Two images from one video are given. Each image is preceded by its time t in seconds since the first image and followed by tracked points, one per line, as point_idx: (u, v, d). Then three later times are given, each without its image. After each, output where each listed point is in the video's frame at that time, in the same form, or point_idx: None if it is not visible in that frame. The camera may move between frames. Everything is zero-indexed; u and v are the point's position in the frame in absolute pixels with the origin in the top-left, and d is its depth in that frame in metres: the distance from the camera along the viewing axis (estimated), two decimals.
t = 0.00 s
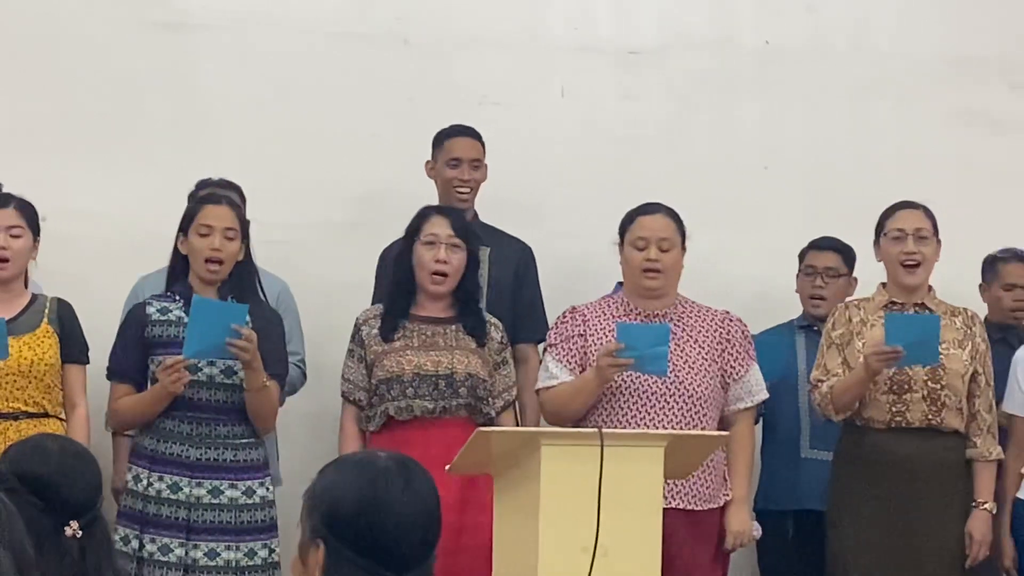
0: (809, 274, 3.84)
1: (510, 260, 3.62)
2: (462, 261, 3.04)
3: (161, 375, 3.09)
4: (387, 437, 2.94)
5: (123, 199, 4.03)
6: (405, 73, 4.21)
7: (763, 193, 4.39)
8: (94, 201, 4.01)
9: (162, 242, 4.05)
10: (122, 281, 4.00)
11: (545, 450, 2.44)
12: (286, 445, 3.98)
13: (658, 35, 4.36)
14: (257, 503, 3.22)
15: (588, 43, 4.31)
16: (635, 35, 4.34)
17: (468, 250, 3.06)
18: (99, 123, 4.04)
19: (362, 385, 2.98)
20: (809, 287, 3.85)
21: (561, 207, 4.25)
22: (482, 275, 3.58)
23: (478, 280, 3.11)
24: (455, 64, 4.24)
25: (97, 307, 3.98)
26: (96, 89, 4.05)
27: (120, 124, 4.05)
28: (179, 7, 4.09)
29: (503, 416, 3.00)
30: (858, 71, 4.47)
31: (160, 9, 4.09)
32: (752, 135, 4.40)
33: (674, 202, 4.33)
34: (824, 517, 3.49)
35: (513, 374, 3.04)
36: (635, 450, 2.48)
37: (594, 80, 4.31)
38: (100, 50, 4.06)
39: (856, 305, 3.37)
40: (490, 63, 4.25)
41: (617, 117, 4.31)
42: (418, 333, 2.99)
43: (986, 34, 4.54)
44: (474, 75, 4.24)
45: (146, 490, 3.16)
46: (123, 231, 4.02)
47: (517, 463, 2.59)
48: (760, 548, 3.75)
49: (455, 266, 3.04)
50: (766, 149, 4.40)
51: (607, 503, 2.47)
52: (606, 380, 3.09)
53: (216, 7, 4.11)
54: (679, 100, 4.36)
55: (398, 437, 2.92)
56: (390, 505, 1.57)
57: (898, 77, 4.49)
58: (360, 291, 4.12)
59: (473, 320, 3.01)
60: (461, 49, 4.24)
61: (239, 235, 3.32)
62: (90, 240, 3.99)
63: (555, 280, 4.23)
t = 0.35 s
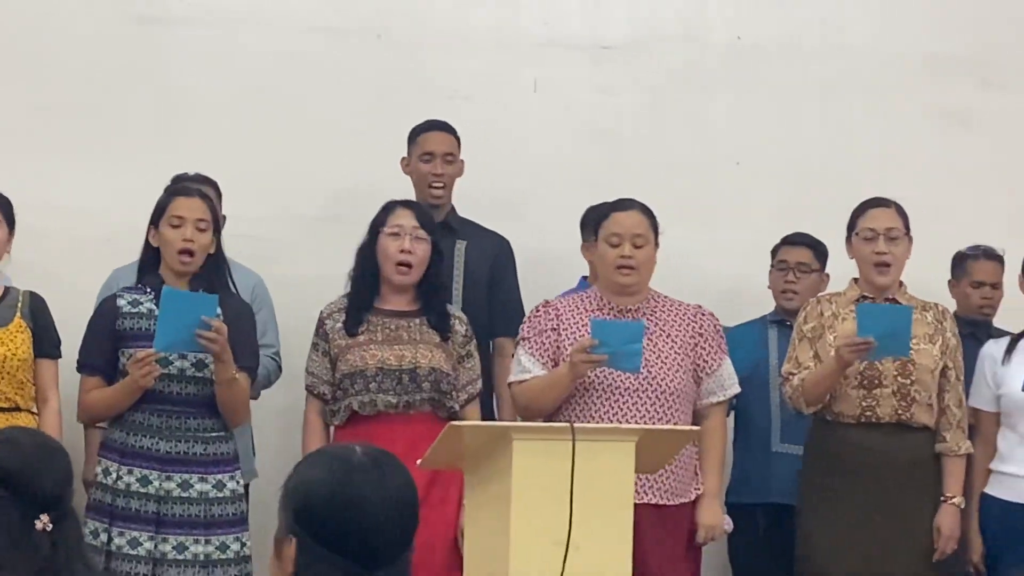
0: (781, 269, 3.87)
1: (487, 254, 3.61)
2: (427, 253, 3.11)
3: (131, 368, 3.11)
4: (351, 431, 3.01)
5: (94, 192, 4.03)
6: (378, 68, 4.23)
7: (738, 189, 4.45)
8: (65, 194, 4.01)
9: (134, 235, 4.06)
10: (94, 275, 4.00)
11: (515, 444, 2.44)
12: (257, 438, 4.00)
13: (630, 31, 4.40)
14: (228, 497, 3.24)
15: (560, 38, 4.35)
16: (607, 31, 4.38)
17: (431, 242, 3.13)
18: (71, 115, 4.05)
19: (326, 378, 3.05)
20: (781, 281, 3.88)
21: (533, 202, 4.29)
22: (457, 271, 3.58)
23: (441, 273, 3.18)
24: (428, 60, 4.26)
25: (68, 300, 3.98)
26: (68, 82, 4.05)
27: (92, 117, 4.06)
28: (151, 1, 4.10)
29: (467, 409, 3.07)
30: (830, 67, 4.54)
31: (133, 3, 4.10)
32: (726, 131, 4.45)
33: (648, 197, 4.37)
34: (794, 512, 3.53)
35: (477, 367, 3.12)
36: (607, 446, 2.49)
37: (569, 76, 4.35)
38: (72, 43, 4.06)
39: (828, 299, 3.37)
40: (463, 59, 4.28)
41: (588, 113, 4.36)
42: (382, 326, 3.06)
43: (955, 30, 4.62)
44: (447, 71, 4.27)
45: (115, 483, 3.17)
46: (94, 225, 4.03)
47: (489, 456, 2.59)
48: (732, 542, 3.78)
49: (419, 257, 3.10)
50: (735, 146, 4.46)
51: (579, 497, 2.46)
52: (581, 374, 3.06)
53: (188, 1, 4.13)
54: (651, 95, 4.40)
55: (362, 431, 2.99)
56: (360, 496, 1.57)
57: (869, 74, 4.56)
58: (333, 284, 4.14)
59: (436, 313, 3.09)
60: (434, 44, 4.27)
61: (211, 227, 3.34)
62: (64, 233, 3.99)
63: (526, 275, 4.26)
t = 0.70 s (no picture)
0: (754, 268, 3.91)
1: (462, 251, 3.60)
2: (393, 252, 3.15)
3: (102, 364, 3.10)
4: (317, 428, 3.05)
5: (67, 187, 4.04)
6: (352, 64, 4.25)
7: (712, 186, 4.50)
8: (38, 190, 4.02)
9: (106, 231, 4.06)
10: (67, 270, 4.01)
11: (487, 442, 2.33)
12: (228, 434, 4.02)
13: (603, 30, 4.44)
14: (200, 495, 3.23)
15: (534, 36, 4.38)
16: (581, 29, 4.41)
17: (398, 241, 3.17)
18: (43, 110, 4.05)
19: (291, 376, 3.09)
20: (754, 280, 3.92)
21: (506, 199, 4.32)
22: (433, 269, 3.59)
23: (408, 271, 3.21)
24: (402, 57, 4.29)
25: (41, 295, 3.98)
26: (41, 77, 4.05)
27: (65, 112, 4.06)
28: None
29: (434, 406, 3.11)
30: (803, 67, 4.59)
31: None
32: (697, 131, 4.50)
33: (623, 195, 4.42)
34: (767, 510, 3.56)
35: (443, 363, 3.15)
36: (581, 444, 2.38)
37: (544, 74, 4.38)
38: (45, 37, 4.05)
39: (800, 297, 3.38)
40: (438, 56, 4.31)
41: (561, 111, 4.39)
42: (349, 324, 3.09)
43: (927, 32, 4.68)
44: (421, 68, 4.30)
45: (86, 480, 3.17)
46: (67, 220, 4.03)
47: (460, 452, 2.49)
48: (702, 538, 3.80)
49: (386, 255, 3.14)
50: (707, 144, 4.51)
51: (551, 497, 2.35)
52: (551, 371, 3.02)
53: None
54: (624, 93, 4.44)
55: (328, 429, 3.03)
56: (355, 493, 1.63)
57: (841, 75, 4.62)
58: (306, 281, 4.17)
59: (403, 310, 3.12)
60: (408, 41, 4.30)
61: (187, 222, 3.32)
62: (56, 233, 4.02)
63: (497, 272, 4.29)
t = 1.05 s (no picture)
0: (727, 268, 3.93)
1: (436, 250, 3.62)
2: (363, 251, 3.16)
3: (76, 363, 3.10)
4: (288, 428, 3.05)
5: (40, 185, 4.05)
6: (325, 62, 4.26)
7: (681, 187, 4.51)
8: (10, 188, 4.02)
9: (78, 229, 4.07)
10: (39, 268, 4.01)
11: (459, 442, 2.35)
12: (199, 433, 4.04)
13: (576, 28, 4.45)
14: (173, 494, 3.24)
15: (507, 34, 4.39)
16: (553, 27, 4.43)
17: (367, 240, 3.19)
18: (15, 107, 4.05)
19: (262, 375, 3.09)
20: (725, 280, 3.94)
21: (479, 197, 4.33)
22: (406, 268, 3.60)
23: (377, 270, 3.23)
24: (374, 55, 4.30)
25: (13, 293, 3.99)
26: (13, 74, 4.05)
27: (37, 109, 4.06)
28: None
29: (404, 404, 3.13)
30: (781, 66, 4.60)
31: None
32: (670, 129, 4.52)
33: (596, 194, 4.43)
34: (739, 510, 3.58)
35: (412, 362, 3.17)
36: (550, 441, 2.39)
37: (517, 72, 4.39)
38: (16, 35, 4.05)
39: (772, 297, 3.38)
40: (411, 54, 4.32)
41: (534, 109, 4.40)
42: (320, 323, 3.10)
43: (904, 31, 4.70)
44: (394, 66, 4.31)
45: (60, 478, 3.17)
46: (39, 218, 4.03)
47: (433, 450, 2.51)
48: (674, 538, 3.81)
49: (356, 254, 3.15)
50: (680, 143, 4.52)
51: (522, 493, 2.37)
52: (521, 369, 3.02)
53: None
54: (596, 91, 4.46)
55: (301, 428, 3.03)
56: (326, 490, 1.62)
57: (818, 74, 4.63)
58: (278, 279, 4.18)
59: (373, 309, 3.14)
60: (381, 39, 4.31)
61: (160, 221, 3.32)
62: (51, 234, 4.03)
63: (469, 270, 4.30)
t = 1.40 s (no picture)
0: (699, 268, 3.98)
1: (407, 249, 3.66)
2: (333, 250, 3.17)
3: (46, 363, 3.10)
4: (258, 427, 3.04)
5: (11, 184, 4.06)
6: (296, 61, 4.28)
7: (664, 185, 4.55)
8: None
9: (49, 228, 4.08)
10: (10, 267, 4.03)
11: (430, 441, 2.33)
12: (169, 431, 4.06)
13: (546, 27, 4.47)
14: (144, 494, 3.25)
15: (477, 33, 4.41)
16: (524, 26, 4.45)
17: (336, 239, 3.19)
18: None
19: (232, 375, 3.09)
20: (697, 280, 3.99)
21: (450, 196, 4.35)
22: (377, 265, 3.64)
23: (345, 270, 3.23)
24: (345, 54, 4.31)
25: None
26: None
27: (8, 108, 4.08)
28: None
29: (374, 403, 3.14)
30: (756, 65, 4.62)
31: None
32: (641, 128, 4.54)
33: (567, 194, 4.45)
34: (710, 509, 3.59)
35: (381, 361, 3.18)
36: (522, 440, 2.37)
37: (488, 71, 4.41)
38: None
39: (743, 297, 3.38)
40: (382, 53, 4.33)
41: (506, 108, 4.42)
42: (290, 322, 3.10)
43: (896, 29, 4.72)
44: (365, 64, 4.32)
45: (31, 479, 3.17)
46: (10, 217, 4.05)
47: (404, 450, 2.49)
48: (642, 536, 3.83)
49: (326, 255, 3.15)
50: (651, 142, 4.54)
51: (493, 493, 2.35)
52: (490, 368, 3.02)
53: None
54: (567, 90, 4.48)
55: (269, 428, 3.02)
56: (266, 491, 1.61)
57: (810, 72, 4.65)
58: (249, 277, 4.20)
59: (343, 308, 3.15)
60: (352, 39, 4.32)
61: (132, 219, 3.33)
62: (36, 233, 4.06)
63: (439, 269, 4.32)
